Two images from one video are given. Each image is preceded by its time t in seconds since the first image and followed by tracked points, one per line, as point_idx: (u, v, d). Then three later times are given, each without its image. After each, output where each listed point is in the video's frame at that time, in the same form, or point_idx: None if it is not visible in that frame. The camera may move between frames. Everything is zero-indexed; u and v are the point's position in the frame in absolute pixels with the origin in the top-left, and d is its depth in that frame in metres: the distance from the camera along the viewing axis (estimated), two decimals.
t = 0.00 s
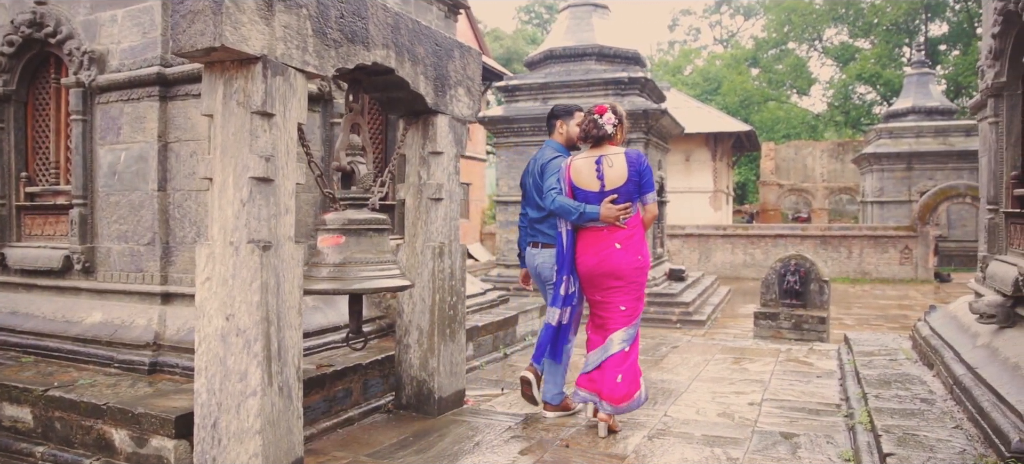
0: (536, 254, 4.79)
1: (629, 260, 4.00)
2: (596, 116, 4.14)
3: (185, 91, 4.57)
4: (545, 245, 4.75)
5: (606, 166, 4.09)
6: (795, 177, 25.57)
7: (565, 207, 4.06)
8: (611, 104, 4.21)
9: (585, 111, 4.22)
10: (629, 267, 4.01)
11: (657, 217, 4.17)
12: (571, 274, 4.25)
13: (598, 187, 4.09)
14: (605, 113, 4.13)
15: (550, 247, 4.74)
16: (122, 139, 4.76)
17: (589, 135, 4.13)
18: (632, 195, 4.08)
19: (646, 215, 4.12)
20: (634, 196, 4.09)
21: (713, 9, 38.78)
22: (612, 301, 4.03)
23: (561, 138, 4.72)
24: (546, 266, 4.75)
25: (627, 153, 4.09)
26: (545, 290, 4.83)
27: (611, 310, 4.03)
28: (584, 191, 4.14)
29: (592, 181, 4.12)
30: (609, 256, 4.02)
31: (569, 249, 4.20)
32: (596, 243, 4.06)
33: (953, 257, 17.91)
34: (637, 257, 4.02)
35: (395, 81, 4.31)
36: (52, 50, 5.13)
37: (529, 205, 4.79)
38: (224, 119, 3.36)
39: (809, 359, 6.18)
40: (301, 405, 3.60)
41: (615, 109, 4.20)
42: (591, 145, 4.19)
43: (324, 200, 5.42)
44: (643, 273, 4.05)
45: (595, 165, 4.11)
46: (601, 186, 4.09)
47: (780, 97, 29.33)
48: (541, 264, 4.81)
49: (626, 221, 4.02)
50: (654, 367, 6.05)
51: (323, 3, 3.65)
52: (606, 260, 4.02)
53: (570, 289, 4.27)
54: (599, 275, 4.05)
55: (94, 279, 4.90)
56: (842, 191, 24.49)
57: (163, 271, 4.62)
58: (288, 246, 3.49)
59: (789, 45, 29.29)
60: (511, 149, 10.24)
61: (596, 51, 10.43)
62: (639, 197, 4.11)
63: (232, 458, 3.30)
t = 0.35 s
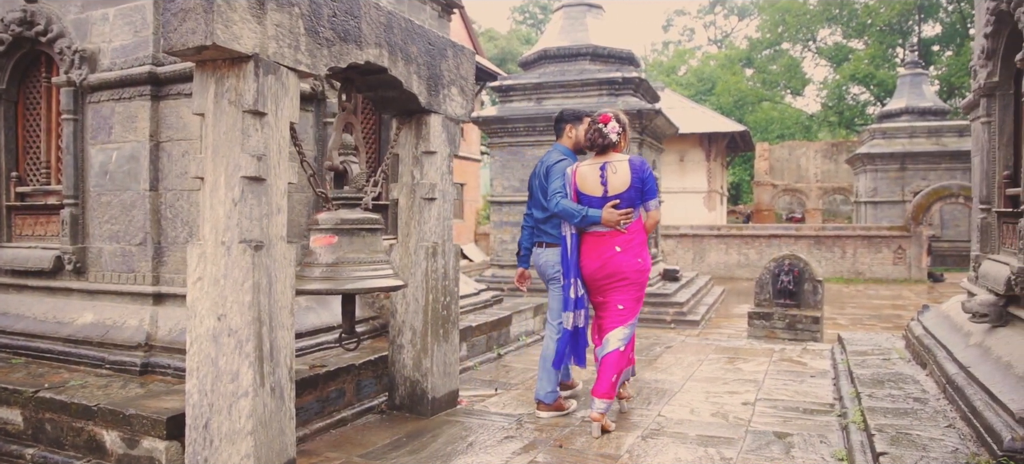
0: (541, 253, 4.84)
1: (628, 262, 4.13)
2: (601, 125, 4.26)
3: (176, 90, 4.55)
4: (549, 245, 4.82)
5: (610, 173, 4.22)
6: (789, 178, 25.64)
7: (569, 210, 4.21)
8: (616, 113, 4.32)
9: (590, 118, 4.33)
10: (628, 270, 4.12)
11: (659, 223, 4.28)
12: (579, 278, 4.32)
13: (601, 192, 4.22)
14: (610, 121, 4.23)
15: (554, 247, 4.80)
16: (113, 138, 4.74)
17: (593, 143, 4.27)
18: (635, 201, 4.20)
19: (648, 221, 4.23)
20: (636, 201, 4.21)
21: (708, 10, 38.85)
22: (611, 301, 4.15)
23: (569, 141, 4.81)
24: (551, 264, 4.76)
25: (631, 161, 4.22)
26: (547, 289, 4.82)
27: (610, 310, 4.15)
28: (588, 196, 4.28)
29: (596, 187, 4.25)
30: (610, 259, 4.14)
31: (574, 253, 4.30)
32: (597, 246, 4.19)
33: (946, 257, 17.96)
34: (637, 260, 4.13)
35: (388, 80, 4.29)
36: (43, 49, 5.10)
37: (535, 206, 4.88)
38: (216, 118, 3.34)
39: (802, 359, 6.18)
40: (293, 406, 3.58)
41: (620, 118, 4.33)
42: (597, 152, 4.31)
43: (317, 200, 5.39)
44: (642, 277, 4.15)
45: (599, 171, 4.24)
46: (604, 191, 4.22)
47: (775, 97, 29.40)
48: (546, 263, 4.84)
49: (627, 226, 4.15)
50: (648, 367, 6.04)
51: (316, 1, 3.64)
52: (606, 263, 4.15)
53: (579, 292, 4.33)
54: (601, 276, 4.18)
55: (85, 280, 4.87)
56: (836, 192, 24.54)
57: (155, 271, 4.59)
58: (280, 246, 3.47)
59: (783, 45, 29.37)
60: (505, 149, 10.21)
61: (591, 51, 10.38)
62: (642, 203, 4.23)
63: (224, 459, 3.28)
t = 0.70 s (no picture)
0: (546, 255, 4.76)
1: (630, 264, 4.31)
2: (602, 132, 4.41)
3: (167, 90, 4.53)
4: (553, 247, 4.74)
5: (612, 177, 4.38)
6: (782, 178, 25.72)
7: (574, 215, 4.36)
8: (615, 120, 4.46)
9: (591, 125, 4.47)
10: (633, 271, 4.32)
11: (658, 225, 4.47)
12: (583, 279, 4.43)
13: (605, 197, 4.38)
14: (610, 128, 4.39)
15: (561, 249, 4.72)
16: (103, 138, 4.71)
17: (595, 149, 4.41)
18: (637, 205, 4.38)
19: (650, 223, 4.41)
20: (638, 205, 4.39)
21: (701, 11, 38.93)
22: (617, 300, 4.34)
23: (570, 149, 4.85)
24: (558, 267, 4.69)
25: (633, 165, 4.38)
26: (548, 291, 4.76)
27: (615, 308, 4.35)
28: (591, 200, 4.42)
29: (599, 191, 4.41)
30: (615, 261, 4.32)
31: (580, 254, 4.43)
32: (602, 248, 4.36)
33: (938, 257, 18.03)
34: (640, 262, 4.33)
35: (379, 79, 4.28)
36: (32, 47, 5.07)
37: (538, 210, 4.82)
38: (205, 117, 3.32)
39: (795, 359, 6.19)
40: (283, 407, 3.57)
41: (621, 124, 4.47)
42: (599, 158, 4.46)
43: (308, 201, 5.38)
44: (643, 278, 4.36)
45: (602, 177, 4.40)
46: (608, 195, 4.38)
47: (768, 98, 29.47)
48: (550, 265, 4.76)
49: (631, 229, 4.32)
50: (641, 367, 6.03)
51: (306, 1, 3.62)
52: (609, 265, 4.33)
53: (584, 293, 4.43)
54: (606, 277, 4.35)
55: (75, 281, 4.84)
56: (829, 192, 24.63)
57: (145, 272, 4.57)
58: (271, 246, 3.45)
59: (776, 46, 29.46)
60: (498, 150, 10.19)
61: (584, 51, 10.36)
62: (643, 206, 4.41)
63: (214, 460, 3.26)
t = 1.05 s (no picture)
0: (547, 253, 5.14)
1: (628, 261, 4.48)
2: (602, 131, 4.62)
3: (156, 90, 4.51)
4: (555, 245, 5.10)
5: (610, 175, 4.58)
6: (775, 178, 25.80)
7: (573, 212, 4.57)
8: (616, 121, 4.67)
9: (592, 125, 4.69)
10: (633, 265, 4.49)
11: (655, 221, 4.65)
12: (584, 272, 4.62)
13: (602, 194, 4.58)
14: (610, 128, 4.60)
15: (561, 247, 5.10)
16: (92, 138, 4.68)
17: (596, 147, 4.63)
18: (634, 202, 4.55)
19: (646, 219, 4.58)
20: (635, 203, 4.56)
21: (694, 11, 39.00)
22: (617, 293, 4.51)
23: (570, 149, 5.11)
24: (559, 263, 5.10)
25: (630, 164, 4.57)
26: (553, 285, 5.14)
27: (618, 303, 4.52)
28: (590, 197, 4.62)
29: (597, 189, 4.61)
30: (613, 257, 4.49)
31: (581, 250, 4.63)
32: (599, 243, 4.55)
33: (929, 257, 18.11)
34: (638, 258, 4.49)
35: (369, 80, 4.27)
36: (20, 47, 5.04)
37: (540, 209, 5.12)
38: (194, 118, 3.31)
39: (786, 359, 6.20)
40: (273, 409, 3.56)
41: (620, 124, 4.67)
42: (600, 156, 4.67)
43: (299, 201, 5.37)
44: (644, 272, 4.52)
45: (600, 174, 4.60)
46: (605, 193, 4.58)
47: (761, 98, 29.56)
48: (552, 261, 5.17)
49: (627, 226, 4.50)
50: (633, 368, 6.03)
51: (296, 1, 3.61)
52: (608, 261, 4.50)
53: (587, 286, 4.60)
54: (605, 273, 4.52)
55: (63, 282, 4.81)
56: (821, 192, 24.70)
57: (134, 273, 4.55)
58: (259, 247, 3.44)
59: (768, 46, 29.56)
60: (490, 150, 10.19)
61: (576, 51, 10.36)
62: (640, 204, 4.58)
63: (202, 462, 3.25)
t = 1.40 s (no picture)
0: (545, 251, 5.23)
1: (626, 257, 4.57)
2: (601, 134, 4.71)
3: (141, 90, 4.49)
4: (553, 243, 5.21)
5: (607, 176, 4.66)
6: (765, 179, 25.91)
7: (571, 210, 4.66)
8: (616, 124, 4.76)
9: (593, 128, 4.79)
10: (630, 262, 4.58)
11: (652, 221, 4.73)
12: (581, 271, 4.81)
13: (599, 193, 4.66)
14: (609, 130, 4.68)
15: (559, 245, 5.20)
16: (76, 138, 4.66)
17: (594, 149, 4.72)
18: (629, 202, 4.60)
19: (644, 219, 4.70)
20: (631, 203, 4.61)
21: (684, 12, 39.10)
22: (616, 287, 4.61)
23: (564, 151, 5.15)
24: (555, 261, 5.18)
25: (627, 165, 4.63)
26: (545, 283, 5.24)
27: (618, 299, 4.62)
28: (587, 197, 4.73)
29: (594, 189, 4.70)
30: (610, 254, 4.58)
31: (578, 249, 4.79)
32: (598, 241, 4.64)
33: (918, 257, 18.21)
34: (635, 255, 4.58)
35: (357, 80, 4.26)
36: (4, 46, 5.00)
37: (537, 208, 5.23)
38: (179, 118, 3.29)
39: (775, 359, 6.22)
40: (258, 410, 3.54)
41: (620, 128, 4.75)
42: (598, 158, 4.77)
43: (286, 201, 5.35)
44: (642, 269, 4.63)
45: (597, 174, 4.69)
46: (601, 193, 4.66)
47: (751, 99, 29.66)
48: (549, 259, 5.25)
49: (623, 224, 4.57)
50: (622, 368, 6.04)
51: (282, 1, 3.60)
52: (606, 257, 4.60)
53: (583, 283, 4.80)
54: (603, 270, 4.63)
55: (48, 283, 4.78)
56: (811, 192, 24.81)
57: (120, 274, 4.52)
58: (245, 248, 3.43)
59: (758, 47, 29.69)
60: (480, 150, 10.18)
61: (566, 52, 10.36)
62: (636, 204, 4.63)
63: None
